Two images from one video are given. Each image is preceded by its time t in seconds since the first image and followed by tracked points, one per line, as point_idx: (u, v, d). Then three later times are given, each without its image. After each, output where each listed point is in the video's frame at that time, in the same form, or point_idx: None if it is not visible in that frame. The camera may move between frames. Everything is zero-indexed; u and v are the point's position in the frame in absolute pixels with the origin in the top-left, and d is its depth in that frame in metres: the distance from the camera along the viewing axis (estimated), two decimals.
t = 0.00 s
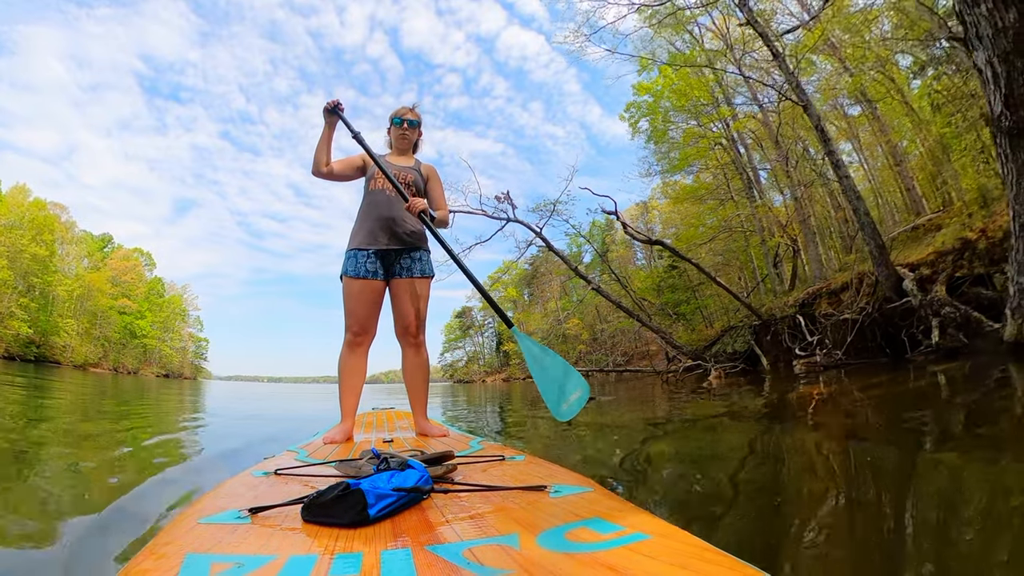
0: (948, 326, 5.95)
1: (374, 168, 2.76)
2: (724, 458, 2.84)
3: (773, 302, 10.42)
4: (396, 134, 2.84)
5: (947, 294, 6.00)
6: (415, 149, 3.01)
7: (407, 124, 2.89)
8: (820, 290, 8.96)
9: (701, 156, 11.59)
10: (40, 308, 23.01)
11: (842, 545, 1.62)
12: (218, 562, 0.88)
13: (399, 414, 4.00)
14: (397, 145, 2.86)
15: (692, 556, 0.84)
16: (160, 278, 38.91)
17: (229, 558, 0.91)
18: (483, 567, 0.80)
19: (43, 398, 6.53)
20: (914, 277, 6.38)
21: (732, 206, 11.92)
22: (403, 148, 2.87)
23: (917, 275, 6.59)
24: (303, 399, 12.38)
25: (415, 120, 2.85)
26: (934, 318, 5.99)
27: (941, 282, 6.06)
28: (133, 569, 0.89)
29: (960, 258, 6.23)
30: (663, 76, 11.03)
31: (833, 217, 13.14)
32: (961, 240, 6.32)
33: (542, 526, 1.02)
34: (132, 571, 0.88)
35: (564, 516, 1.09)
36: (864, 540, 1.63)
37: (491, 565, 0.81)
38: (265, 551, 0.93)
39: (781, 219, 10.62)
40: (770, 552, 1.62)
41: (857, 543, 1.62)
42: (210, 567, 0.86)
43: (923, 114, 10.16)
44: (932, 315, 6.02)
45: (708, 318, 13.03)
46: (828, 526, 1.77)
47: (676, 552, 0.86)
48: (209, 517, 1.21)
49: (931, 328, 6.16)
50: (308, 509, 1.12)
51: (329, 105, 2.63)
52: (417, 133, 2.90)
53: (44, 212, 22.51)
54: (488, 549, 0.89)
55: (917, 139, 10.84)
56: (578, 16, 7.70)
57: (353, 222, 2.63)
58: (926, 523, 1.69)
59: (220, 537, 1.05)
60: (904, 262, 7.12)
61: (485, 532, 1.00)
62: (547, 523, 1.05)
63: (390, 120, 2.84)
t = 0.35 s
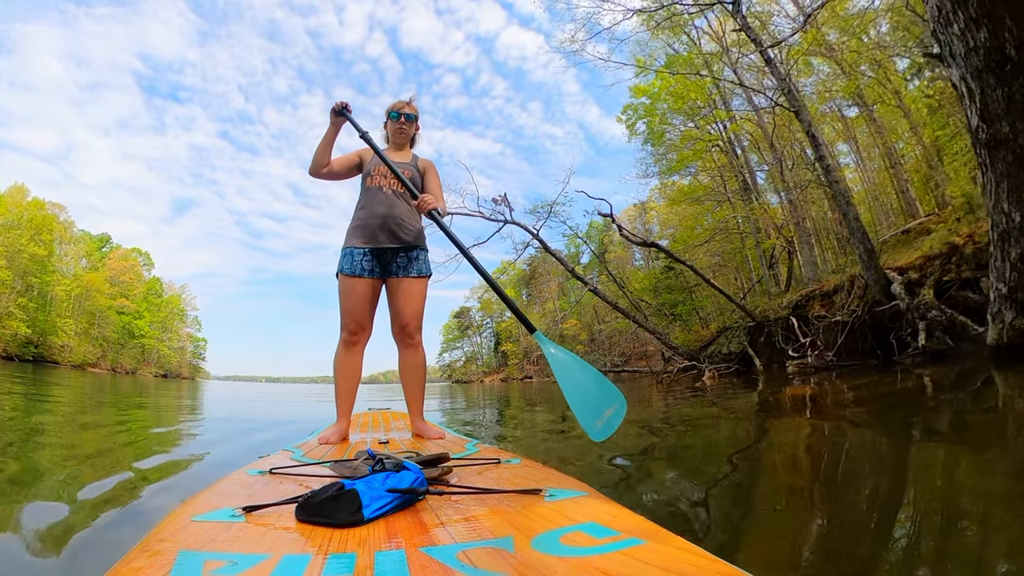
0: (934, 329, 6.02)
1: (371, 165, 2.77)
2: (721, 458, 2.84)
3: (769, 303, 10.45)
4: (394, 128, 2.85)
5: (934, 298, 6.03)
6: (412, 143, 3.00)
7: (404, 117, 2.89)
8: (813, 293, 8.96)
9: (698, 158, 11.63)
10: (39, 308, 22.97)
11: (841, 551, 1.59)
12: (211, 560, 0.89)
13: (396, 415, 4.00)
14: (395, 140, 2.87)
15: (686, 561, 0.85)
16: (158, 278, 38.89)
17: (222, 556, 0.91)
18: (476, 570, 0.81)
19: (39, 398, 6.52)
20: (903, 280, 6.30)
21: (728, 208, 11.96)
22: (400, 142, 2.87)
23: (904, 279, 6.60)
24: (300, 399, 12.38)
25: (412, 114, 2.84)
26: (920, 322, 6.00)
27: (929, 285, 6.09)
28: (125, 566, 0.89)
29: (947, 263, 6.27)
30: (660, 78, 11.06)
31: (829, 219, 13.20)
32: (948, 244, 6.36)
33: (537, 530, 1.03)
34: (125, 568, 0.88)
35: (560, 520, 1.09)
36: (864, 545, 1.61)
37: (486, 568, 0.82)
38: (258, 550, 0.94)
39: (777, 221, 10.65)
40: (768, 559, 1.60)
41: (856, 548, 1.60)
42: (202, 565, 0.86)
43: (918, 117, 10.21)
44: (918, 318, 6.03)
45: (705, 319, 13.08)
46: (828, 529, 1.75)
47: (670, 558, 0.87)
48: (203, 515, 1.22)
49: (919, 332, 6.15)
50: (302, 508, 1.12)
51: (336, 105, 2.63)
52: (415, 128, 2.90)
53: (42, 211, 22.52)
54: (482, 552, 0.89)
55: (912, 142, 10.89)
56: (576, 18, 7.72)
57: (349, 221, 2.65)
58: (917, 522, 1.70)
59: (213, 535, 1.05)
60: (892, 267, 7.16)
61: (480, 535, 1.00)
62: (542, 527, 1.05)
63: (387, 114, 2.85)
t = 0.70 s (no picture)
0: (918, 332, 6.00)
1: (375, 162, 2.77)
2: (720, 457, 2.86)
3: (765, 303, 10.50)
4: (399, 124, 2.83)
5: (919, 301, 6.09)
6: (417, 139, 3.00)
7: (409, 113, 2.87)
8: (806, 295, 9.00)
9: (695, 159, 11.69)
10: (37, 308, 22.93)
11: (840, 555, 1.58)
12: (211, 556, 0.89)
13: (396, 413, 4.00)
14: (400, 135, 2.86)
15: (685, 561, 0.85)
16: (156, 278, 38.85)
17: (222, 552, 0.91)
18: (475, 568, 0.81)
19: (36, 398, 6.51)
20: (889, 283, 6.40)
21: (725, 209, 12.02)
22: (405, 139, 2.87)
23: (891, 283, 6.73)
24: (298, 399, 12.38)
25: (418, 110, 2.83)
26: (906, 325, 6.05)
27: (914, 289, 6.14)
28: (125, 561, 0.90)
29: (933, 267, 6.28)
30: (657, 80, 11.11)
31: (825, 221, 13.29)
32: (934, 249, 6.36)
33: (536, 529, 1.03)
34: (125, 563, 0.88)
35: (559, 520, 1.10)
36: (866, 549, 1.60)
37: (485, 566, 0.82)
38: (257, 546, 0.94)
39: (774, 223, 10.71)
40: (767, 564, 1.58)
41: (856, 551, 1.59)
42: (202, 560, 0.87)
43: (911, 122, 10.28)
44: (903, 321, 6.09)
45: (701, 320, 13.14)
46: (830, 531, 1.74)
47: (669, 557, 0.87)
48: (203, 511, 1.22)
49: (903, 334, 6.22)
50: (302, 504, 1.13)
51: (357, 104, 2.63)
52: (420, 124, 2.89)
53: (40, 211, 22.53)
54: (481, 551, 0.90)
55: (908, 144, 10.96)
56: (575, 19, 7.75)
57: (352, 218, 2.66)
58: (914, 521, 1.71)
59: (213, 531, 1.06)
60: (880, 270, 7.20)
61: (479, 533, 1.01)
62: (541, 526, 1.06)
63: (392, 109, 2.83)
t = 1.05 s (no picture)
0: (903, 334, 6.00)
1: (382, 162, 2.77)
2: (723, 455, 2.86)
3: (762, 304, 10.49)
4: (406, 124, 2.83)
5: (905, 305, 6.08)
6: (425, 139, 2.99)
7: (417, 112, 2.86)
8: (798, 296, 8.93)
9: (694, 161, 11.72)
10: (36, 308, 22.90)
11: (844, 553, 1.56)
12: (217, 552, 0.89)
13: (403, 412, 4.00)
14: (407, 136, 2.86)
15: (689, 564, 0.86)
16: (155, 278, 38.81)
17: (228, 549, 0.91)
18: (480, 569, 0.81)
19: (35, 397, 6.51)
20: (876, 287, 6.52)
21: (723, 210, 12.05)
22: (412, 139, 2.86)
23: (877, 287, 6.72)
24: (297, 399, 12.38)
25: (425, 110, 2.83)
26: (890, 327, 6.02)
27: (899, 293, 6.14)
28: (131, 557, 0.90)
29: (919, 271, 6.27)
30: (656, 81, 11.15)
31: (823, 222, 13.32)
32: (921, 252, 6.34)
33: (541, 529, 1.04)
34: (132, 559, 0.89)
35: (564, 521, 1.10)
36: (871, 545, 1.58)
37: (489, 566, 0.82)
38: (263, 544, 0.94)
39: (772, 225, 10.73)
40: (772, 563, 1.55)
41: (861, 549, 1.56)
42: (208, 557, 0.87)
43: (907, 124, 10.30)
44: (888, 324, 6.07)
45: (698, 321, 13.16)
46: (834, 530, 1.72)
47: (674, 559, 0.87)
48: (209, 508, 1.22)
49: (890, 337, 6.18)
50: (308, 503, 1.13)
51: (364, 106, 2.63)
52: (427, 124, 2.88)
53: (40, 210, 22.53)
54: (487, 550, 0.90)
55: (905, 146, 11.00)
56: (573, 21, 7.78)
57: (358, 219, 2.66)
58: (908, 516, 1.72)
59: (220, 528, 1.06)
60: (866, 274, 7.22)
61: (484, 533, 1.01)
62: (546, 526, 1.06)
63: (400, 109, 2.83)
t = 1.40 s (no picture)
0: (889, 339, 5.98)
1: (392, 167, 2.76)
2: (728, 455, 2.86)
3: (759, 306, 10.52)
4: (415, 129, 2.83)
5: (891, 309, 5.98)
6: (433, 143, 2.99)
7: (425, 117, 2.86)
8: (791, 299, 8.88)
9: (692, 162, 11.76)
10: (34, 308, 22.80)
11: (848, 554, 1.55)
12: (230, 554, 0.89)
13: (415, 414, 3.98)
14: (416, 140, 2.85)
15: (702, 566, 0.85)
16: (154, 278, 38.80)
17: (241, 550, 0.91)
18: (493, 570, 0.81)
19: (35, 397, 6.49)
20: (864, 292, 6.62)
21: (721, 212, 12.09)
22: (421, 143, 2.86)
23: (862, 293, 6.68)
24: (296, 399, 12.35)
25: (434, 115, 2.82)
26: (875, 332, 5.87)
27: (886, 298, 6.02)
28: (145, 558, 0.90)
29: (906, 277, 6.26)
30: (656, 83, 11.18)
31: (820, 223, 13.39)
32: (907, 258, 6.30)
33: (554, 531, 1.04)
34: (147, 560, 0.88)
35: (576, 522, 1.10)
36: (878, 550, 1.54)
37: (502, 568, 0.82)
38: (276, 546, 0.94)
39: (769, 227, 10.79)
40: (769, 560, 1.57)
41: (859, 546, 1.58)
42: (221, 558, 0.87)
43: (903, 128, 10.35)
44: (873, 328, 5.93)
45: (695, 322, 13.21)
46: (838, 532, 1.69)
47: (687, 562, 0.88)
48: (222, 509, 1.22)
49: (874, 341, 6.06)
50: (321, 505, 1.13)
51: (374, 114, 2.62)
52: (436, 128, 2.88)
53: (39, 210, 22.52)
54: (499, 553, 0.90)
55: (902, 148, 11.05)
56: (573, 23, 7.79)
57: (369, 223, 2.66)
58: (908, 515, 1.74)
59: (233, 529, 1.06)
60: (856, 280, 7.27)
61: (496, 536, 1.01)
62: (559, 528, 1.06)
63: (408, 114, 2.82)
